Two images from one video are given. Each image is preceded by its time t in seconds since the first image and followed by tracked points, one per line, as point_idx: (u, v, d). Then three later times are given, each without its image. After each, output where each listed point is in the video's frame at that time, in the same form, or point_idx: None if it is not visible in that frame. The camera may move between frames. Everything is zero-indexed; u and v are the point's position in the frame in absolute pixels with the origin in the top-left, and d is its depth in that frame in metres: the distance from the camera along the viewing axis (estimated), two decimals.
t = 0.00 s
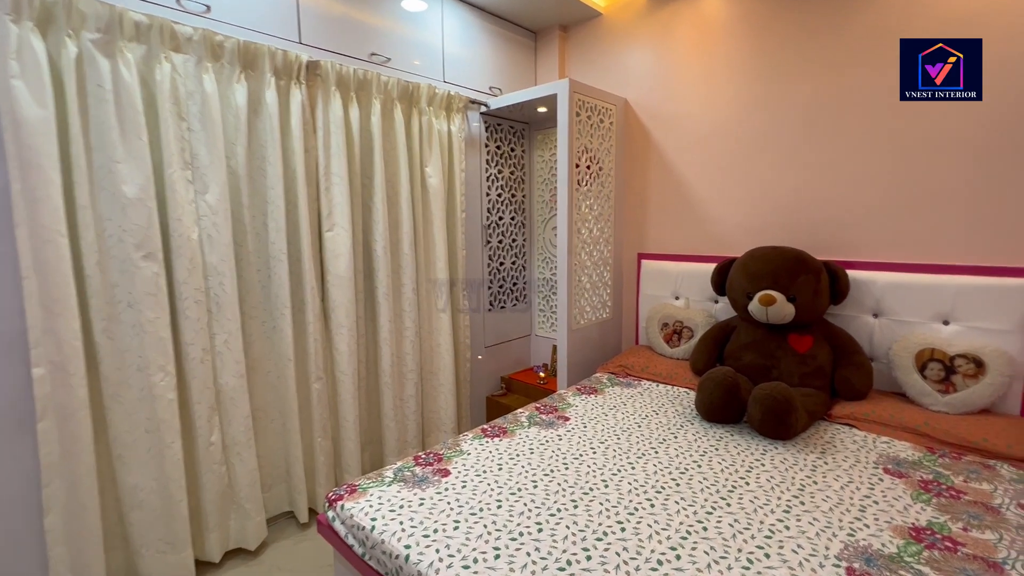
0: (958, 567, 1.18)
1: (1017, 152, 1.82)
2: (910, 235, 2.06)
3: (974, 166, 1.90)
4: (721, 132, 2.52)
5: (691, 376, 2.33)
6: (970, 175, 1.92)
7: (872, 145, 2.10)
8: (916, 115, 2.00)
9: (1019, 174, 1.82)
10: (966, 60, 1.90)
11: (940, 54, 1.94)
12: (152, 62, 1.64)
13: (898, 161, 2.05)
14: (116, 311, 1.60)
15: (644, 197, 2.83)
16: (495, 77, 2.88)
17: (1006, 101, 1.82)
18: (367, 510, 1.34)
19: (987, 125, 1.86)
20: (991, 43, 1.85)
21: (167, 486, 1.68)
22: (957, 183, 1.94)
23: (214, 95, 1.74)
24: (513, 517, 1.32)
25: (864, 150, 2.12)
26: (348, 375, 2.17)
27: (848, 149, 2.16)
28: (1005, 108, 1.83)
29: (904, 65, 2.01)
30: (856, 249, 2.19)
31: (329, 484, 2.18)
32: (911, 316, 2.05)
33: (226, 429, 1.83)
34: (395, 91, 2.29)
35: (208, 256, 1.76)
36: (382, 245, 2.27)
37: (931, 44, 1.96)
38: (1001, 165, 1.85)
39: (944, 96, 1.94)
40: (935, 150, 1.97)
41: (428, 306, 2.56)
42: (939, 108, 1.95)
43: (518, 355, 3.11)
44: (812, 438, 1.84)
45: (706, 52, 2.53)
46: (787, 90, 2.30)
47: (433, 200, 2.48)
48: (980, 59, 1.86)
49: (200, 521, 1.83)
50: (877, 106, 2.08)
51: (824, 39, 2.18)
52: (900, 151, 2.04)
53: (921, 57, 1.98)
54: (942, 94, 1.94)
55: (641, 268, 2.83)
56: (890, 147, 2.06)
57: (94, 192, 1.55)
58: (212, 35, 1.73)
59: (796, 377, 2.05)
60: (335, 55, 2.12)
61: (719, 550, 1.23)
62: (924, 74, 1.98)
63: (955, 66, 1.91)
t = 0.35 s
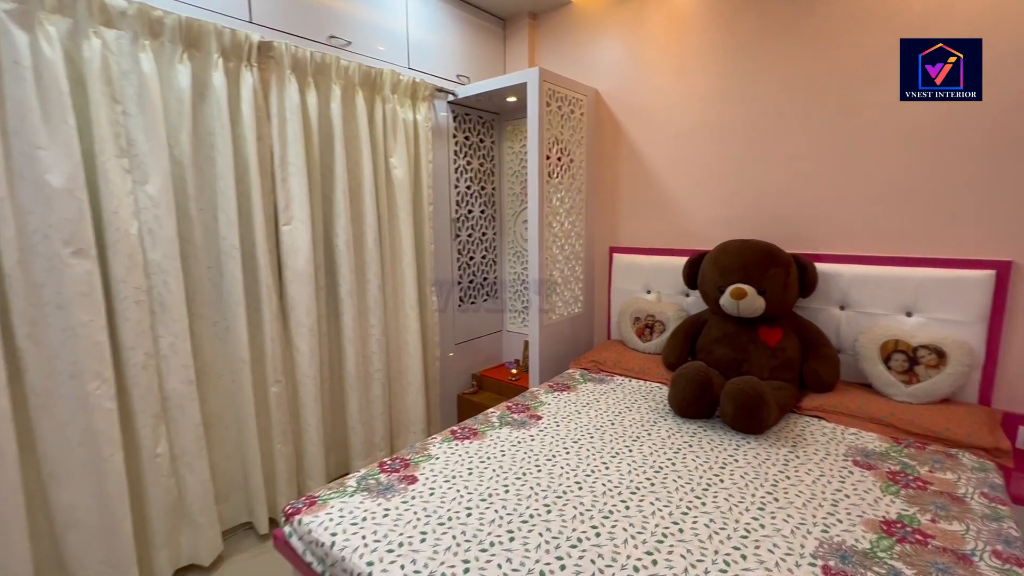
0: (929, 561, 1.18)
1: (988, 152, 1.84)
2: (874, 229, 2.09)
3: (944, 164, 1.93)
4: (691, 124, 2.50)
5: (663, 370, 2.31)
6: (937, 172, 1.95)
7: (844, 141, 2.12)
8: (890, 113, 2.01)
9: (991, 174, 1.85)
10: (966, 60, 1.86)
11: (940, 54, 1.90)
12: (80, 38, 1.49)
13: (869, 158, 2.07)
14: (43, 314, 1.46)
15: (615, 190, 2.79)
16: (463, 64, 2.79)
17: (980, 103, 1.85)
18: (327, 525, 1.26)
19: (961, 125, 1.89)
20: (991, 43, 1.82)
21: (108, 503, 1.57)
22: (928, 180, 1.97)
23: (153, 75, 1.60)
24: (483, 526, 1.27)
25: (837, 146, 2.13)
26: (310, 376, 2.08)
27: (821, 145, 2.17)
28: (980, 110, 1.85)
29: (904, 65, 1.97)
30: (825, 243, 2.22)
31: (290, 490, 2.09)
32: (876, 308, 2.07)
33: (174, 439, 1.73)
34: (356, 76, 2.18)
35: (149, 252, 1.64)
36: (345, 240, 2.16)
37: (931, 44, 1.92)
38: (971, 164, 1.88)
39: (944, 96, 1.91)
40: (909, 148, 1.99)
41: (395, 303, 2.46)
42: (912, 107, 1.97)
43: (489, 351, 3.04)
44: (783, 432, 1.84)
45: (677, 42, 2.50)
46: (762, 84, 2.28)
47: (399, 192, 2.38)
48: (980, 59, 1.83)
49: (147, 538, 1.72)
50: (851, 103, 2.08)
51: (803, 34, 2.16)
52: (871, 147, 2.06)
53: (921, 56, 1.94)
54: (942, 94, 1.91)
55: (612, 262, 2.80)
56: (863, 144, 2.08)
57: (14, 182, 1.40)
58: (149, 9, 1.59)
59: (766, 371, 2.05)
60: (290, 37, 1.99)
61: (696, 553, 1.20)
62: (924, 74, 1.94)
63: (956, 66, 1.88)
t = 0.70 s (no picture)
0: (903, 548, 1.19)
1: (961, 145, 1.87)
2: (844, 218, 2.12)
3: (917, 157, 1.95)
4: (666, 112, 2.48)
5: (639, 361, 2.29)
6: (905, 162, 1.98)
7: (821, 133, 2.12)
8: (867, 105, 2.02)
9: (964, 168, 1.88)
10: (966, 60, 1.84)
11: (940, 54, 1.88)
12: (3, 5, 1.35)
13: (845, 149, 2.08)
14: None
15: (590, 179, 2.75)
16: (434, 48, 2.69)
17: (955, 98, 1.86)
18: (291, 532, 1.20)
19: (935, 119, 1.90)
20: (991, 43, 1.79)
21: (50, 513, 1.47)
22: (901, 172, 1.99)
23: (90, 49, 1.47)
24: (458, 528, 1.22)
25: (813, 137, 2.14)
26: (274, 374, 2.00)
27: (797, 136, 2.17)
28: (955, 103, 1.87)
29: (904, 65, 1.94)
30: (798, 233, 2.24)
31: (254, 492, 2.00)
32: (846, 297, 2.10)
33: (124, 443, 1.63)
34: (319, 57, 2.07)
35: (90, 243, 1.52)
36: (311, 231, 2.06)
37: (931, 44, 1.89)
38: (944, 157, 1.91)
39: (944, 96, 1.88)
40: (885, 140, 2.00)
41: (365, 296, 2.37)
42: (887, 100, 1.98)
43: (463, 344, 2.98)
44: (758, 421, 1.84)
45: (651, 28, 2.47)
46: (741, 74, 2.26)
47: (367, 180, 2.28)
48: (981, 59, 1.81)
49: (96, 548, 1.62)
50: (829, 95, 2.08)
51: (784, 25, 2.14)
52: (846, 138, 2.07)
53: (921, 56, 1.91)
54: (943, 94, 1.88)
55: (587, 252, 2.76)
56: (839, 135, 2.09)
57: None
58: None
59: (741, 360, 2.06)
60: (247, 12, 1.88)
61: (676, 548, 1.18)
62: (924, 74, 1.91)
63: (956, 66, 1.86)
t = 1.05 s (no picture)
0: (875, 526, 1.22)
1: (928, 136, 1.91)
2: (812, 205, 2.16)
3: (886, 146, 1.99)
4: (637, 97, 2.46)
5: (613, 348, 2.29)
6: (871, 150, 2.02)
7: (793, 122, 2.14)
8: (839, 94, 2.04)
9: (931, 157, 1.93)
10: (965, 60, 1.83)
11: (939, 54, 1.86)
12: None
13: (817, 138, 2.10)
14: None
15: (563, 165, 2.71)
16: (399, 27, 2.57)
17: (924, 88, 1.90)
18: (257, 541, 1.13)
19: (904, 109, 1.94)
20: (991, 43, 1.78)
21: None
22: (870, 161, 2.02)
23: (12, 17, 1.32)
24: (435, 528, 1.18)
25: (787, 126, 2.15)
26: (234, 370, 1.89)
27: (771, 124, 2.18)
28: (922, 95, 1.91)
29: (904, 65, 1.92)
30: (768, 220, 2.27)
31: (215, 495, 1.90)
32: (813, 282, 2.14)
33: (67, 450, 1.51)
34: (275, 32, 1.94)
35: (20, 234, 1.38)
36: (271, 219, 1.95)
37: (931, 44, 1.87)
38: (911, 147, 1.95)
39: (944, 96, 1.87)
40: (855, 129, 2.03)
41: (331, 287, 2.28)
42: (859, 89, 2.00)
43: (434, 335, 2.92)
44: (732, 405, 1.86)
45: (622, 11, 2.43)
46: (718, 62, 2.25)
47: (331, 166, 2.17)
48: (981, 59, 1.80)
49: (39, 563, 1.51)
50: (804, 83, 2.09)
51: (761, 12, 2.13)
52: (817, 127, 2.09)
53: (920, 56, 1.89)
54: (942, 94, 1.87)
55: (560, 240, 2.73)
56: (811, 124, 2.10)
57: None
58: None
59: (713, 346, 2.07)
60: None
61: (658, 537, 1.17)
62: (924, 73, 1.90)
63: (955, 66, 1.84)
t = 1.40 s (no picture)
0: (861, 510, 1.24)
1: (902, 127, 1.97)
2: (786, 194, 2.20)
3: (861, 137, 2.03)
4: (615, 85, 2.43)
5: (593, 339, 2.28)
6: (844, 140, 2.07)
7: (773, 112, 2.16)
8: (818, 85, 2.07)
9: (900, 147, 1.98)
10: (965, 61, 1.85)
11: (940, 54, 1.88)
12: None
13: (796, 128, 2.13)
14: None
15: (539, 154, 2.66)
16: (368, 7, 2.46)
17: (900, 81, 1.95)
18: (234, 556, 1.05)
19: (880, 101, 1.98)
20: (991, 44, 1.81)
21: None
22: (844, 151, 2.07)
23: None
24: (426, 533, 1.13)
25: (766, 116, 2.18)
26: (199, 371, 1.78)
27: (751, 114, 2.20)
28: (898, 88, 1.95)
29: (904, 65, 1.94)
30: (745, 209, 2.29)
31: (180, 504, 1.79)
32: (788, 270, 2.17)
33: (14, 464, 1.38)
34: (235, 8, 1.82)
35: None
36: (235, 210, 1.83)
37: (931, 44, 1.89)
38: (886, 138, 2.00)
39: (944, 96, 1.89)
40: (833, 120, 2.07)
41: (302, 282, 2.17)
42: (838, 81, 2.04)
43: (409, 328, 2.85)
44: (713, 393, 1.87)
45: None
46: (701, 51, 2.25)
47: (299, 153, 2.06)
48: (981, 59, 1.83)
49: None
50: (785, 74, 2.12)
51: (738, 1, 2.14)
52: (795, 117, 2.13)
53: (920, 56, 1.91)
54: (942, 94, 1.90)
55: (537, 230, 2.69)
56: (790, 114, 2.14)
57: None
58: None
59: (693, 334, 2.08)
60: None
61: (654, 531, 1.15)
62: (924, 73, 1.92)
63: (955, 66, 1.87)
